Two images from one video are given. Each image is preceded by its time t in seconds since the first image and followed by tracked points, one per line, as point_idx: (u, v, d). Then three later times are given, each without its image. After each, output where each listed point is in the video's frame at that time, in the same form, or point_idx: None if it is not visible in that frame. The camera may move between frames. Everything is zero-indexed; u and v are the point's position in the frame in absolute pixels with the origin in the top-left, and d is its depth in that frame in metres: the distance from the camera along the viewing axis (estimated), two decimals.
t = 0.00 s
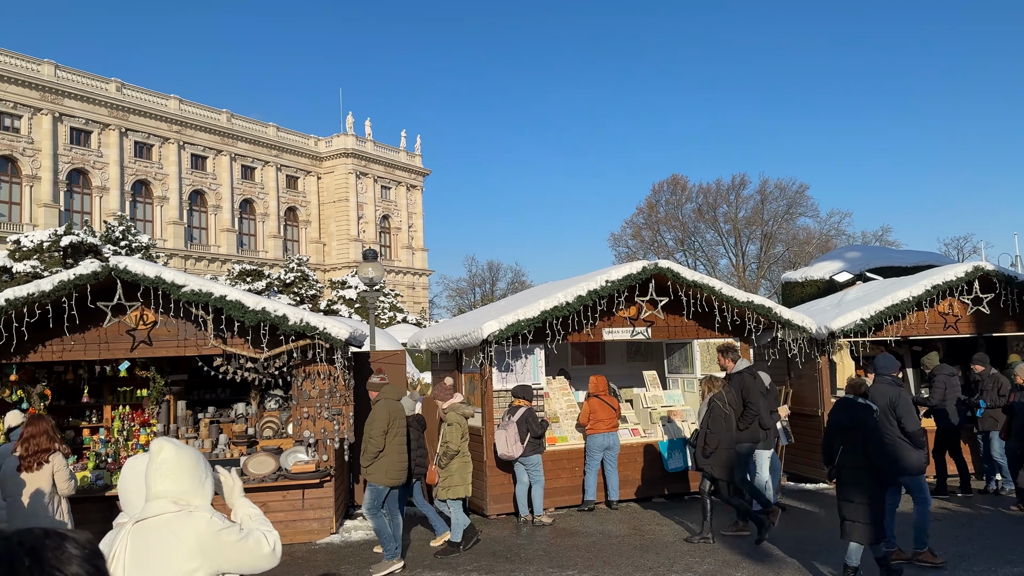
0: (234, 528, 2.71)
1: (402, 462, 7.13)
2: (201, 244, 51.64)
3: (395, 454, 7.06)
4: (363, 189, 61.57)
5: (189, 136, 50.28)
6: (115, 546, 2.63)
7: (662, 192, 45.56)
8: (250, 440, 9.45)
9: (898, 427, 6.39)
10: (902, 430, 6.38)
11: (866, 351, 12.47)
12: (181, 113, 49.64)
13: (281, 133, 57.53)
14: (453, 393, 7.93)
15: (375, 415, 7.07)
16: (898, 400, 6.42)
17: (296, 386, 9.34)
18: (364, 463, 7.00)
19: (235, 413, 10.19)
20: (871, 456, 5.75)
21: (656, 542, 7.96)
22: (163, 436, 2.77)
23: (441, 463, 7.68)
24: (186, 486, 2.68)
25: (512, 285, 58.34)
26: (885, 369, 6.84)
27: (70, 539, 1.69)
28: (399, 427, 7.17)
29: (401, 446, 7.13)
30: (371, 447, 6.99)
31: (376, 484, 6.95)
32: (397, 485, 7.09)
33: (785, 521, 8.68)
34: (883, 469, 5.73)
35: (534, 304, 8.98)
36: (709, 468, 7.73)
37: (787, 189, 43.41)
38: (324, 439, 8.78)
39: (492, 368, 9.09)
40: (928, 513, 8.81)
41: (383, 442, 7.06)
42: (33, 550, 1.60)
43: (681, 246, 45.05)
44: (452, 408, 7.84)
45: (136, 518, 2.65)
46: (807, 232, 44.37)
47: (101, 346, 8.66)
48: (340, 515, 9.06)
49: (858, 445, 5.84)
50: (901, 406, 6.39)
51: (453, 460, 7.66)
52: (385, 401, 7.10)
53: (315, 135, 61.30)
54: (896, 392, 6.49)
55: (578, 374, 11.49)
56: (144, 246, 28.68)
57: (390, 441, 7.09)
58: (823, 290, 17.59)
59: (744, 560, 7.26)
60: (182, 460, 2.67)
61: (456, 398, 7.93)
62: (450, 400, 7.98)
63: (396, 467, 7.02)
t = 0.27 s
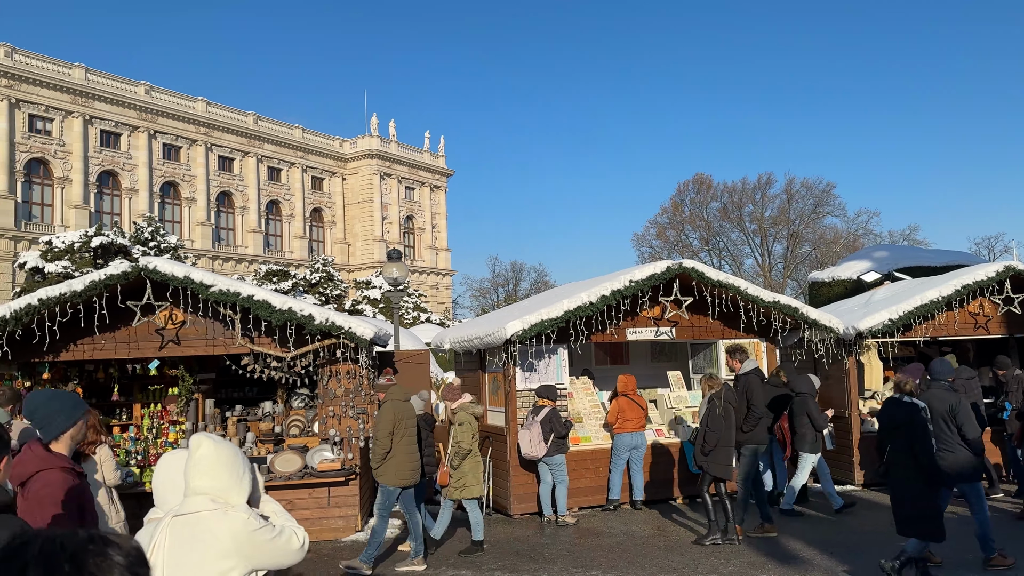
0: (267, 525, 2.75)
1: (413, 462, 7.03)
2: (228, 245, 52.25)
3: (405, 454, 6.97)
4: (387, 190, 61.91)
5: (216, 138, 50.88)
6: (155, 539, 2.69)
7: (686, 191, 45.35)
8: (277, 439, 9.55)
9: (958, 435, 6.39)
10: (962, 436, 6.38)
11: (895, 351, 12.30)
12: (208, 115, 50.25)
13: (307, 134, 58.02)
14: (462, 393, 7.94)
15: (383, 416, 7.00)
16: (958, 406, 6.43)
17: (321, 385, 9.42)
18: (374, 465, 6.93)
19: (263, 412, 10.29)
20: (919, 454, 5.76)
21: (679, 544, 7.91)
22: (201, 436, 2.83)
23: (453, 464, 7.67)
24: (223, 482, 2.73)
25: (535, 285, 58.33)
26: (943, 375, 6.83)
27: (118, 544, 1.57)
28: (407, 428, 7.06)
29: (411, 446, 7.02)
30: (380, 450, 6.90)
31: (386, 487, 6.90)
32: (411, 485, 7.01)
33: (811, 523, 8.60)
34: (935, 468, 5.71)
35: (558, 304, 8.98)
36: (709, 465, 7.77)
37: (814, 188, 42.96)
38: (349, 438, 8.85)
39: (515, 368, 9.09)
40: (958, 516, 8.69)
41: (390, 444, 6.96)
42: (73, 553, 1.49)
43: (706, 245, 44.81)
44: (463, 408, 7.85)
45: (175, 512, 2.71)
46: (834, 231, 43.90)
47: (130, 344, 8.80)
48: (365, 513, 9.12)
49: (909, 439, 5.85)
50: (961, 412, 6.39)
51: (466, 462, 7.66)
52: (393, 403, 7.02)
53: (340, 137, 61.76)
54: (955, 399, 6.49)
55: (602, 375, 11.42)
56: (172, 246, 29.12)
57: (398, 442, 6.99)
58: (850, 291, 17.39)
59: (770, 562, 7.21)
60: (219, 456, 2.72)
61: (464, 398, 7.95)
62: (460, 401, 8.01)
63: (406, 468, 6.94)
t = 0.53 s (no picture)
0: (300, 519, 2.79)
1: (416, 463, 7.01)
2: (255, 245, 52.78)
3: (407, 456, 6.96)
4: (411, 190, 62.17)
5: (243, 139, 51.40)
6: (190, 536, 2.75)
7: (711, 190, 45.04)
8: (302, 437, 9.63)
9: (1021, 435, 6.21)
10: None
11: (923, 352, 12.13)
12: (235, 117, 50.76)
13: (331, 135, 58.42)
14: (468, 393, 8.04)
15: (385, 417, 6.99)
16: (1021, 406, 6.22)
17: (347, 384, 9.48)
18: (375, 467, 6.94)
19: (290, 411, 10.38)
20: (963, 453, 5.62)
21: (703, 544, 7.89)
22: (233, 432, 2.84)
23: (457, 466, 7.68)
24: (256, 482, 2.76)
25: (558, 284, 58.26)
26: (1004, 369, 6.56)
27: (125, 549, 1.69)
28: (409, 428, 7.04)
29: (414, 447, 7.02)
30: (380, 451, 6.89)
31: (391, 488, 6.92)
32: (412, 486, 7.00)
33: (838, 525, 8.51)
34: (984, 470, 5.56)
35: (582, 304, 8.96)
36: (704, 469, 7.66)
37: (841, 187, 42.43)
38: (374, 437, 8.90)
39: (538, 368, 9.10)
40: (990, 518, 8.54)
41: (391, 445, 6.95)
42: (83, 562, 1.63)
43: (731, 244, 44.48)
44: (467, 408, 7.97)
45: (209, 509, 2.77)
46: (862, 230, 43.33)
47: (159, 343, 8.93)
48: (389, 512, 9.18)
49: (953, 434, 5.71)
50: None
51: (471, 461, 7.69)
52: (395, 404, 7.00)
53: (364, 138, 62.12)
54: (1018, 399, 6.29)
55: (626, 375, 11.40)
56: (199, 246, 29.49)
57: (399, 444, 6.97)
58: (878, 290, 17.18)
59: (796, 564, 7.14)
60: (252, 456, 2.75)
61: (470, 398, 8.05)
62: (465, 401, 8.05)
63: (407, 470, 6.93)
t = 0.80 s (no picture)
0: (330, 514, 2.82)
1: (422, 462, 7.05)
2: (280, 245, 53.30)
3: (413, 457, 6.98)
4: (434, 191, 62.41)
5: (268, 140, 51.88)
6: (219, 533, 2.81)
7: (736, 188, 44.70)
8: (326, 435, 9.70)
9: None
10: None
11: (953, 352, 11.96)
12: (261, 118, 51.26)
13: (356, 136, 58.78)
14: (475, 392, 8.03)
15: (392, 416, 6.98)
16: None
17: (371, 383, 9.54)
18: (381, 464, 6.98)
19: (315, 409, 10.47)
20: None
21: (728, 545, 7.84)
22: (258, 432, 2.82)
23: (462, 464, 7.66)
24: (285, 483, 2.76)
25: (581, 284, 58.19)
26: None
27: (147, 545, 1.72)
28: (415, 428, 7.05)
29: (419, 448, 7.04)
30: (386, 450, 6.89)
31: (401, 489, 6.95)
32: (416, 486, 7.06)
33: (865, 527, 8.41)
34: None
35: (605, 303, 8.94)
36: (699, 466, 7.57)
37: (869, 185, 41.94)
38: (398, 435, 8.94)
39: (561, 367, 9.10)
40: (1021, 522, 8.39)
41: (396, 444, 6.97)
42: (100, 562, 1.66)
43: (756, 244, 44.18)
44: (474, 406, 7.91)
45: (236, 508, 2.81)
46: (889, 229, 42.82)
47: (187, 343, 9.04)
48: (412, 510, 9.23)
49: (1017, 465, 5.46)
50: None
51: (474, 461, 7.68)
52: (402, 404, 6.94)
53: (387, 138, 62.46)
54: None
55: (649, 375, 11.35)
56: (225, 247, 29.84)
57: (405, 445, 6.98)
58: (905, 290, 16.97)
59: (822, 566, 7.07)
60: (280, 459, 2.74)
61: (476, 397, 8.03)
62: (471, 400, 8.07)
63: (412, 470, 6.96)
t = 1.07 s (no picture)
0: (357, 517, 2.85)
1: (433, 462, 7.06)
2: (304, 245, 53.70)
3: (424, 456, 7.01)
4: (456, 191, 62.55)
5: (292, 142, 52.32)
6: (246, 530, 2.82)
7: (759, 187, 44.34)
8: (350, 434, 9.76)
9: None
10: None
11: (981, 353, 11.78)
12: (285, 120, 51.68)
13: (379, 137, 59.04)
14: (485, 391, 8.02)
15: (404, 416, 6.98)
16: None
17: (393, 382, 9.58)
18: (393, 465, 6.97)
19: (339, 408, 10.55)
20: None
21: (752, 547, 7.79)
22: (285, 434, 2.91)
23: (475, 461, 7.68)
24: (311, 479, 2.82)
25: (603, 284, 58.03)
26: None
27: (164, 539, 1.68)
28: (426, 429, 7.07)
29: (430, 448, 7.07)
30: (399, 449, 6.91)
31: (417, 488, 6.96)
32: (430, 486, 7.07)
33: (891, 529, 8.31)
34: None
35: (627, 303, 8.90)
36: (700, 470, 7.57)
37: (895, 183, 41.39)
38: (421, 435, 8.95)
39: (583, 367, 9.08)
40: None
41: (409, 443, 6.98)
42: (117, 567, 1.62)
43: (781, 243, 43.78)
44: (485, 406, 7.90)
45: (263, 505, 2.84)
46: (917, 228, 42.24)
47: (213, 342, 9.15)
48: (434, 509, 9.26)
49: None
50: None
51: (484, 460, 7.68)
52: (415, 404, 6.96)
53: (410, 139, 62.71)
54: None
55: (672, 375, 11.29)
56: (250, 247, 30.11)
57: (417, 444, 7.01)
58: (933, 290, 16.74)
59: (847, 568, 6.99)
60: (305, 457, 2.81)
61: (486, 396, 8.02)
62: (482, 399, 8.08)
63: (425, 469, 6.98)
